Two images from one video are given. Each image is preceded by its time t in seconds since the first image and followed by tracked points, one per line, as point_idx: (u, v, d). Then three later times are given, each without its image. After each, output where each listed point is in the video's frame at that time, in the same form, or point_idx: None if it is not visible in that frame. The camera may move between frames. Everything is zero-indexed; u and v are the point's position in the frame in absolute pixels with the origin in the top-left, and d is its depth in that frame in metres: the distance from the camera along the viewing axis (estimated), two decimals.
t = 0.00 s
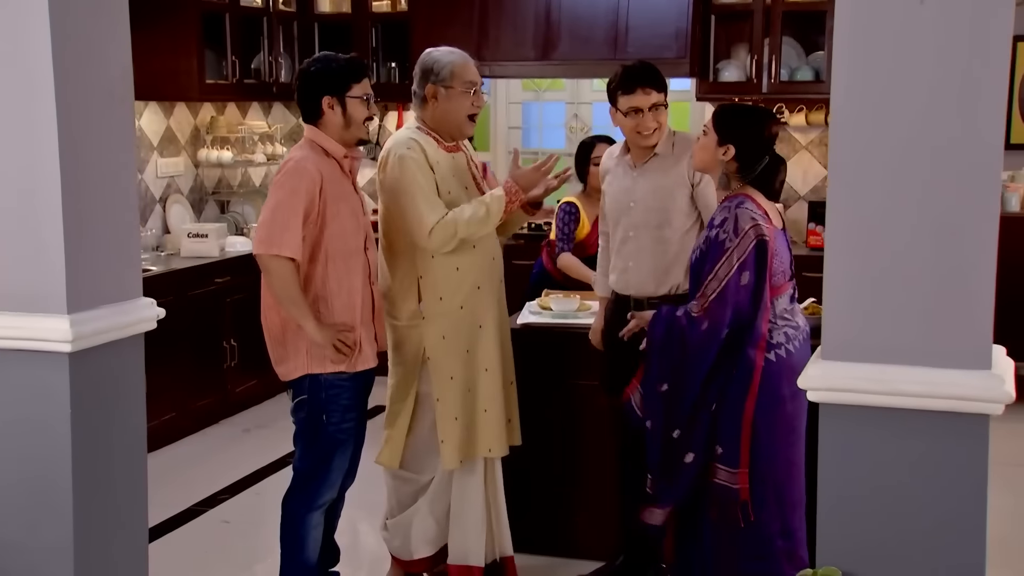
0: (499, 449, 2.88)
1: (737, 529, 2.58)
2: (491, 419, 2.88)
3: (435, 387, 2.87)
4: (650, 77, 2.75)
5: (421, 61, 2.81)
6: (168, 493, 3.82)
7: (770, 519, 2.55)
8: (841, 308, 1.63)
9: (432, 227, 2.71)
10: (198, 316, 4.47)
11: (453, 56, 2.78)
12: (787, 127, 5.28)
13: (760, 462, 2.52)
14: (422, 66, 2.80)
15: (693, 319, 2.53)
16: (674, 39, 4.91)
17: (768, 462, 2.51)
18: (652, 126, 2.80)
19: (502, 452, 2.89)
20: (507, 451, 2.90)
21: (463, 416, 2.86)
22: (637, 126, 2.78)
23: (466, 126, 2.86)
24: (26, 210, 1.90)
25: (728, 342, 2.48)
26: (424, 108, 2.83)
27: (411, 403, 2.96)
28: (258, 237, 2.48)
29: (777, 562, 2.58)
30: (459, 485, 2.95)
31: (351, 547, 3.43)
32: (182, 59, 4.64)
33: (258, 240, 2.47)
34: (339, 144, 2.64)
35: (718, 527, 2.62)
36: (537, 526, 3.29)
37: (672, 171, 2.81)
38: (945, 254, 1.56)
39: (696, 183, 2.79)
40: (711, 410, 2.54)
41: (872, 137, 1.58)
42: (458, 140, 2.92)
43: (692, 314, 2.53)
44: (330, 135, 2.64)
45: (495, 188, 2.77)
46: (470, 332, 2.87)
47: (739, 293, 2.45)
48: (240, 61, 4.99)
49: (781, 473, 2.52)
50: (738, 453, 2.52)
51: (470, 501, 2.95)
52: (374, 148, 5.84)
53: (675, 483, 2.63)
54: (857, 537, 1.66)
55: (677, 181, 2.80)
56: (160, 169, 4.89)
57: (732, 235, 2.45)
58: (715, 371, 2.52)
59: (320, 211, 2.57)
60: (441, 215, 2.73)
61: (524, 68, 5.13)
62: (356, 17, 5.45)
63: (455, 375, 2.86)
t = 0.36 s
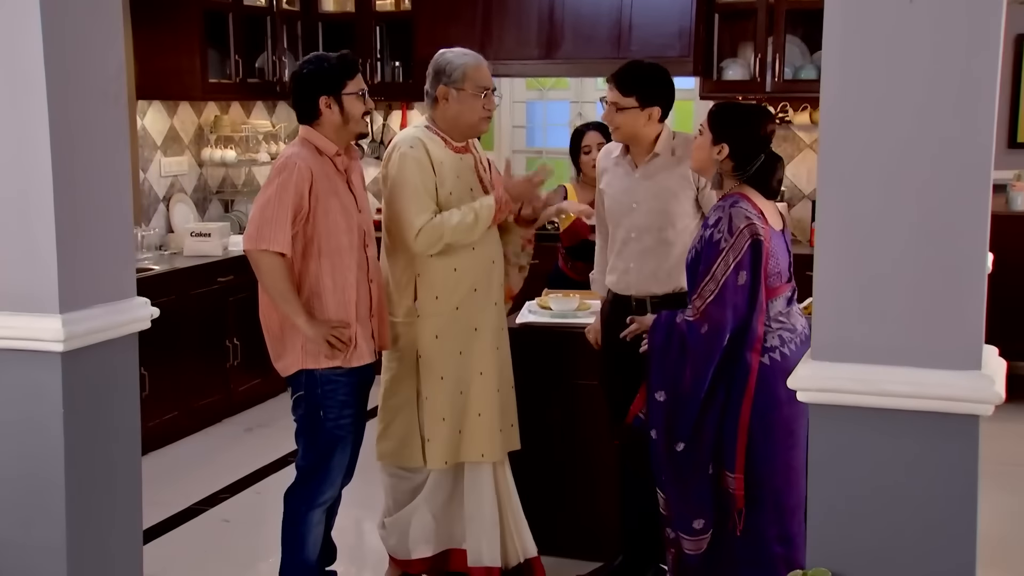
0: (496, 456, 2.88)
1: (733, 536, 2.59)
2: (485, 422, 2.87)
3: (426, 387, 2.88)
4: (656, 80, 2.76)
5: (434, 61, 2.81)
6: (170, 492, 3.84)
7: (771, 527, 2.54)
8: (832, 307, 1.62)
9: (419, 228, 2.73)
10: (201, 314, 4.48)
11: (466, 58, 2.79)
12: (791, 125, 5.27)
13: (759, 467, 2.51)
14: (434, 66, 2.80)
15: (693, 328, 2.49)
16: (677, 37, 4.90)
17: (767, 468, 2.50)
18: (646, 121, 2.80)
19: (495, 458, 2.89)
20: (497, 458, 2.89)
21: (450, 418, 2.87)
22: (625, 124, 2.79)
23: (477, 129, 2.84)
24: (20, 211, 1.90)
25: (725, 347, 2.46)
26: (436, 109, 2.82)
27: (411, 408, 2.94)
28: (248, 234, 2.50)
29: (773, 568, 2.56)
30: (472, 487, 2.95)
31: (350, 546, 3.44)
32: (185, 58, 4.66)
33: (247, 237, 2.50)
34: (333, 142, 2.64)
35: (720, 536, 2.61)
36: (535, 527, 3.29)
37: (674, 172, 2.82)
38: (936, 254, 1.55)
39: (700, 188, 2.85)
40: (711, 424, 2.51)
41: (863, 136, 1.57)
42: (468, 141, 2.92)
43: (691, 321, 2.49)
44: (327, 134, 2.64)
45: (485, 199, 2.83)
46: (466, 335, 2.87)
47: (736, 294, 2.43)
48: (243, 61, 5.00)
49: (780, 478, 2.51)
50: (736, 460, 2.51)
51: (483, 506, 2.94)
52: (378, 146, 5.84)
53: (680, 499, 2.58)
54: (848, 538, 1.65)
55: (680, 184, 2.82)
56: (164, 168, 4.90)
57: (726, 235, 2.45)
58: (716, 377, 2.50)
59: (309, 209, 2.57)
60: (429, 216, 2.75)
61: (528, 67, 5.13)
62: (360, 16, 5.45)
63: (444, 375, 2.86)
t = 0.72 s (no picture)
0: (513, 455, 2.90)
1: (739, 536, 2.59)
2: (496, 421, 2.88)
3: (435, 386, 2.87)
4: (655, 80, 2.79)
5: (451, 62, 2.77)
6: (177, 491, 3.85)
7: (777, 531, 2.53)
8: (831, 307, 1.61)
9: (416, 233, 2.74)
10: (209, 314, 4.49)
11: (488, 65, 2.77)
12: (800, 125, 5.26)
13: (765, 470, 2.50)
14: (456, 67, 2.75)
15: (704, 330, 2.48)
16: (685, 37, 4.85)
17: (774, 472, 2.50)
18: (640, 119, 2.82)
19: (509, 458, 2.90)
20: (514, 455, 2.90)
21: (462, 418, 2.87)
22: (619, 121, 2.84)
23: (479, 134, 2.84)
24: (23, 211, 1.91)
25: (738, 348, 2.46)
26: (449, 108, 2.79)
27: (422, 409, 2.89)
28: (244, 230, 2.50)
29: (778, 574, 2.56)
30: (477, 488, 2.95)
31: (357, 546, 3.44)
32: (194, 59, 4.67)
33: (242, 234, 2.50)
34: (336, 140, 2.64)
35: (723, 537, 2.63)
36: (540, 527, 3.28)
37: (666, 170, 2.81)
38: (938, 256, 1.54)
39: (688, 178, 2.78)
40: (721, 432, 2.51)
41: (863, 134, 1.55)
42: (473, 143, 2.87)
43: (701, 324, 2.48)
44: (334, 133, 2.63)
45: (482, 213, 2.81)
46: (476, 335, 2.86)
47: (746, 294, 2.43)
48: (252, 61, 5.01)
49: (787, 482, 2.49)
50: (744, 454, 2.50)
51: (486, 509, 2.95)
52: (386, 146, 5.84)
53: (689, 504, 2.56)
54: (849, 540, 1.64)
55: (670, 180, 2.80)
56: (173, 168, 4.92)
57: (734, 234, 2.43)
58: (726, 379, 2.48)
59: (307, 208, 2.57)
60: (426, 224, 2.75)
61: (537, 67, 5.12)
62: (370, 17, 5.46)
63: (455, 375, 2.86)
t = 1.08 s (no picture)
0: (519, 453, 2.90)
1: (746, 544, 2.56)
2: (501, 422, 2.89)
3: (443, 389, 2.85)
4: (654, 84, 2.82)
5: (459, 66, 2.75)
6: (184, 492, 3.85)
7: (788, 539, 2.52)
8: (835, 311, 1.60)
9: (429, 236, 2.70)
10: (216, 316, 4.49)
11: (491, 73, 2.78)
12: (808, 127, 5.24)
13: (770, 477, 2.50)
14: (465, 72, 2.73)
15: (717, 348, 2.44)
16: (692, 39, 4.87)
17: (779, 479, 2.49)
18: (630, 125, 2.87)
19: (514, 455, 2.90)
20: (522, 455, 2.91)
21: (471, 420, 2.86)
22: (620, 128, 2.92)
23: (472, 136, 2.83)
24: (27, 213, 1.91)
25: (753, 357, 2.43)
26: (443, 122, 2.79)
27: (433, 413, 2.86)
28: (242, 234, 2.48)
29: None
30: (476, 494, 2.96)
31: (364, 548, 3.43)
32: (201, 60, 4.68)
33: (241, 236, 2.48)
34: (337, 142, 2.63)
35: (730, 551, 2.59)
36: (535, 526, 3.28)
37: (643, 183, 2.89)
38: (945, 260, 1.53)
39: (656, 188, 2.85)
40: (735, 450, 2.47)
41: (866, 136, 1.54)
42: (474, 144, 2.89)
43: (713, 341, 2.45)
44: (337, 135, 2.63)
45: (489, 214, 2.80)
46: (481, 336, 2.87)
47: (754, 301, 2.41)
48: (260, 62, 5.01)
49: (793, 488, 2.49)
50: (749, 476, 2.50)
51: (488, 520, 2.96)
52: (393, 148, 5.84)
53: (705, 521, 2.52)
54: (855, 545, 1.63)
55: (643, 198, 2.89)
56: (180, 169, 4.92)
57: (738, 243, 2.42)
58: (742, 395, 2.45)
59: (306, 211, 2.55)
60: (439, 226, 2.71)
61: (544, 69, 5.11)
62: (377, 18, 5.45)
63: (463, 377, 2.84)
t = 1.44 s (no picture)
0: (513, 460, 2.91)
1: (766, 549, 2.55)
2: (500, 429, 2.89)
3: (444, 397, 2.83)
4: (660, 88, 2.80)
5: (465, 72, 2.73)
6: (191, 496, 3.85)
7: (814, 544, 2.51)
8: (849, 312, 1.59)
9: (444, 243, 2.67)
10: (223, 319, 4.49)
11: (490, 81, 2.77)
12: (815, 131, 5.23)
13: (784, 481, 2.50)
14: (473, 82, 2.72)
15: (735, 364, 2.42)
16: (700, 43, 4.93)
17: (793, 482, 2.49)
18: (638, 129, 2.86)
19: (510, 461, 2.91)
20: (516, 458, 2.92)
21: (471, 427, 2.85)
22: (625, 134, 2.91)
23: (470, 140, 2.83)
24: (39, 218, 1.91)
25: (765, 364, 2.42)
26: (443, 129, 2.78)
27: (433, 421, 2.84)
28: (246, 243, 2.44)
29: None
30: (474, 502, 2.95)
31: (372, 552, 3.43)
32: (209, 64, 4.68)
33: (245, 246, 2.44)
34: (341, 150, 2.59)
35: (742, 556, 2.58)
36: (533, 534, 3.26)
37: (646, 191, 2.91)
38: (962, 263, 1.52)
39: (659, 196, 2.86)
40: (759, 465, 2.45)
41: (882, 136, 1.54)
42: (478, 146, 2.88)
43: (728, 356, 2.44)
44: (346, 144, 2.60)
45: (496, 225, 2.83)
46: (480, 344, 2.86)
47: (763, 307, 2.40)
48: (267, 66, 5.02)
49: (807, 494, 2.48)
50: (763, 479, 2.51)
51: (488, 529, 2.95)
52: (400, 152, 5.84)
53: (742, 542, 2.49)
54: (870, 551, 1.62)
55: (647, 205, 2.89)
56: (188, 173, 4.93)
57: (744, 247, 2.41)
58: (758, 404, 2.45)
59: (311, 219, 2.52)
60: (455, 233, 2.69)
61: (551, 73, 5.11)
62: (384, 22, 5.46)
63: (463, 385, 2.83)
